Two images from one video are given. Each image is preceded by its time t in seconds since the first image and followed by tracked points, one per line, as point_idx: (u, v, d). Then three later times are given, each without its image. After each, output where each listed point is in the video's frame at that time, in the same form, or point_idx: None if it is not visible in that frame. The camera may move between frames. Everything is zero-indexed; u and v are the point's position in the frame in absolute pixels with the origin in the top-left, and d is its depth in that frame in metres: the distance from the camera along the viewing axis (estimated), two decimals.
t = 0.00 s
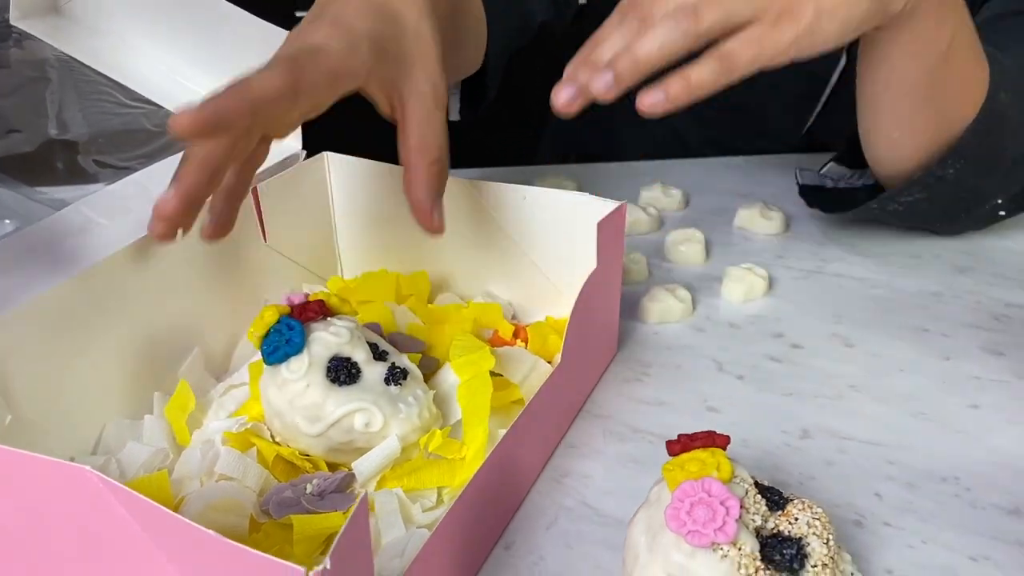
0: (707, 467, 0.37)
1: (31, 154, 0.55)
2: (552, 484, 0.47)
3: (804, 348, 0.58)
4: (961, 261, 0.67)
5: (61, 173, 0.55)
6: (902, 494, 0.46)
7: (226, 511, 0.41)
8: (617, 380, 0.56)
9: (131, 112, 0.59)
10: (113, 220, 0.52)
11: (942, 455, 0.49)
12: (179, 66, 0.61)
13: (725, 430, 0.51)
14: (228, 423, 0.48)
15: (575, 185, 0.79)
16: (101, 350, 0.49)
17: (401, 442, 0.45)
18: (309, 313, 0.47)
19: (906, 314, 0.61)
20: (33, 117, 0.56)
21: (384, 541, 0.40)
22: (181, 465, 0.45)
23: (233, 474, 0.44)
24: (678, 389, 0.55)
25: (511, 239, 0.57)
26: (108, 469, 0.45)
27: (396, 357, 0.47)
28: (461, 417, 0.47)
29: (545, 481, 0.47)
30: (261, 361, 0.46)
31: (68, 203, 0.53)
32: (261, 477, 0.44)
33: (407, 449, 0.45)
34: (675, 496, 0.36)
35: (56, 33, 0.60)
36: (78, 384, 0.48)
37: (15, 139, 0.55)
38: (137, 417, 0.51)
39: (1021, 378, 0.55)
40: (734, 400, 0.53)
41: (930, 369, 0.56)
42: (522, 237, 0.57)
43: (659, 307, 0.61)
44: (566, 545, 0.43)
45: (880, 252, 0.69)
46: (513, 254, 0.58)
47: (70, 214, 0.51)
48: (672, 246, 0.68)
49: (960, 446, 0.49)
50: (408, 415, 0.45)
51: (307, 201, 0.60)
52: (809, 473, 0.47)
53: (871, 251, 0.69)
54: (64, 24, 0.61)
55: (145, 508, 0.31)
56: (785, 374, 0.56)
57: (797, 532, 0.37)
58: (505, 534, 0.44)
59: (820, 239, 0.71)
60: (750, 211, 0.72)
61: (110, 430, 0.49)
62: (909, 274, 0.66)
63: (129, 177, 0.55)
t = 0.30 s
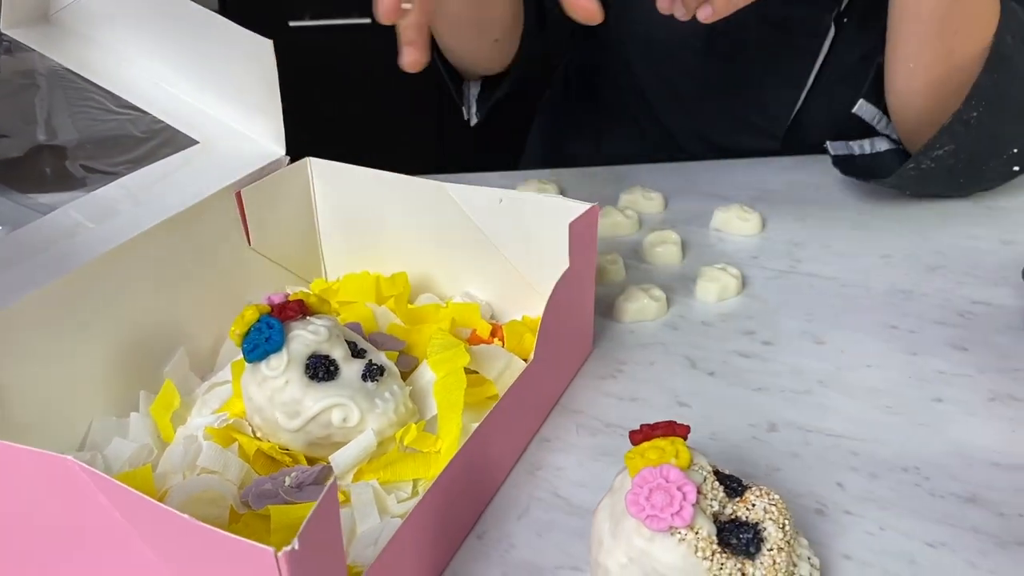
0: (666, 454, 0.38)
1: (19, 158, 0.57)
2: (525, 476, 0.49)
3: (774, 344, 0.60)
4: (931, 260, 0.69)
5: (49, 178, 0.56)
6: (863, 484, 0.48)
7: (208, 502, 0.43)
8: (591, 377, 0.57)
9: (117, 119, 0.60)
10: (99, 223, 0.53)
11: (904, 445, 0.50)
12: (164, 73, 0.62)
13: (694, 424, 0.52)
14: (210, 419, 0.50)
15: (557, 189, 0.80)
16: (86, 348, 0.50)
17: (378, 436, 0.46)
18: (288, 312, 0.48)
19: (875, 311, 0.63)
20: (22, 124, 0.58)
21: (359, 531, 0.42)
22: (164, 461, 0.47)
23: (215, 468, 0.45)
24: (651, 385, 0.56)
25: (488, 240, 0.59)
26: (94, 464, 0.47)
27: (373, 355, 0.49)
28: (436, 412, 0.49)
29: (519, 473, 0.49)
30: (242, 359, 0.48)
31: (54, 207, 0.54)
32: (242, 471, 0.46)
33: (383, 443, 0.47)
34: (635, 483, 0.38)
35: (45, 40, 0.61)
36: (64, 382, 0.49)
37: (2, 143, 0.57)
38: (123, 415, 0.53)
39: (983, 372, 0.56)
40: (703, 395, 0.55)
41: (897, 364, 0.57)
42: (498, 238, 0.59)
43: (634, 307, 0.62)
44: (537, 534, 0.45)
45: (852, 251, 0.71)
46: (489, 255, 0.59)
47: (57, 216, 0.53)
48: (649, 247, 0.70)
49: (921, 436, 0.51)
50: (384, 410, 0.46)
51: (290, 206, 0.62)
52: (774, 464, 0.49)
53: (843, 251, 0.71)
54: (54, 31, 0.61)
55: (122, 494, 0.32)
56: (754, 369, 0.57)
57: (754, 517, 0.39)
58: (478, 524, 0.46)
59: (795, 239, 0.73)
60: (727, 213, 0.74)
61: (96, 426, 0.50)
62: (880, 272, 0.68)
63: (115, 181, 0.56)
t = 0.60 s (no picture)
0: (612, 460, 0.40)
1: None
2: (486, 482, 0.50)
3: (735, 353, 0.61)
4: (893, 270, 0.71)
5: (26, 195, 0.58)
6: (814, 488, 0.49)
7: (175, 511, 0.44)
8: (556, 387, 0.59)
9: (95, 136, 0.61)
10: (73, 239, 0.55)
11: (855, 449, 0.52)
12: (140, 91, 0.63)
13: (653, 432, 0.54)
14: (180, 430, 0.51)
15: (531, 202, 0.82)
16: (59, 361, 0.52)
17: (341, 446, 0.48)
18: (256, 325, 0.50)
19: (835, 320, 0.64)
20: None
21: (321, 537, 0.43)
22: (134, 470, 0.48)
23: (182, 477, 0.47)
24: (613, 394, 0.58)
25: (456, 253, 0.60)
26: (66, 474, 0.48)
27: (339, 366, 0.50)
28: (399, 422, 0.51)
29: (480, 480, 0.50)
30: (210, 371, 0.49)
31: (31, 222, 0.56)
32: (209, 479, 0.47)
33: (346, 452, 0.48)
34: (581, 488, 0.39)
35: (24, 57, 0.60)
36: (37, 394, 0.51)
37: None
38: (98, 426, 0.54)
39: (936, 379, 0.58)
40: (663, 403, 0.57)
41: (853, 372, 0.59)
42: (465, 250, 0.60)
43: (600, 316, 0.64)
44: (494, 539, 0.46)
45: (816, 262, 0.72)
46: (457, 268, 0.61)
47: (32, 233, 0.55)
48: (618, 258, 0.72)
49: (873, 442, 0.52)
50: (347, 419, 0.48)
51: (264, 221, 0.63)
52: (728, 470, 0.50)
53: (807, 261, 0.72)
54: (35, 49, 0.61)
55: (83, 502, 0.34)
56: (714, 378, 0.59)
57: (698, 520, 0.40)
58: (438, 530, 0.47)
59: (761, 250, 0.75)
60: (695, 224, 0.76)
61: (70, 437, 0.52)
62: (842, 282, 0.69)
63: (91, 198, 0.58)
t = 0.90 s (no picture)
0: (554, 471, 0.41)
1: None
2: (442, 493, 0.51)
3: (692, 365, 0.63)
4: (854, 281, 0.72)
5: None
6: (762, 496, 0.50)
7: (132, 522, 0.45)
8: (517, 398, 0.60)
9: (63, 155, 0.63)
10: (38, 255, 0.57)
11: (803, 459, 0.53)
12: (108, 107, 0.63)
13: (609, 442, 0.55)
14: (142, 442, 0.52)
15: (502, 214, 0.84)
16: (24, 377, 0.53)
17: (298, 459, 0.49)
18: (216, 340, 0.51)
19: (791, 331, 0.66)
20: None
21: (275, 547, 0.44)
22: (95, 483, 0.49)
23: (141, 489, 0.48)
24: (572, 405, 0.59)
25: (418, 267, 0.62)
26: (29, 488, 0.49)
27: (298, 380, 0.52)
28: (357, 434, 0.52)
29: (437, 490, 0.51)
30: (171, 385, 0.51)
31: None
32: (168, 491, 0.48)
33: (304, 464, 0.49)
34: (523, 498, 0.40)
35: None
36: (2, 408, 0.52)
37: None
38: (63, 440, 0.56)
39: (889, 389, 0.59)
40: (620, 414, 0.58)
41: (806, 383, 0.60)
42: (427, 264, 0.61)
43: (562, 328, 0.65)
44: (447, 548, 0.47)
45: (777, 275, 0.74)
46: (420, 282, 0.62)
47: None
48: (582, 271, 0.73)
49: (822, 451, 0.54)
50: (304, 432, 0.49)
51: (231, 238, 0.65)
52: (678, 479, 0.52)
53: (769, 274, 0.74)
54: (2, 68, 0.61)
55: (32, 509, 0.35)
56: (671, 389, 0.60)
57: (639, 529, 0.41)
58: (393, 540, 0.48)
59: (724, 263, 0.76)
60: (660, 237, 0.78)
61: (34, 451, 0.53)
62: (802, 294, 0.71)
63: (56, 217, 0.60)
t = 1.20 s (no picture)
0: (496, 475, 0.42)
1: None
2: (396, 499, 0.52)
3: (649, 370, 0.64)
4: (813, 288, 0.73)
5: None
6: (709, 500, 0.51)
7: (86, 530, 0.46)
8: (475, 405, 0.61)
9: (28, 169, 0.64)
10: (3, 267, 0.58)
11: (752, 462, 0.54)
12: (72, 121, 0.65)
13: (563, 447, 0.56)
14: (100, 451, 0.53)
15: (471, 224, 0.85)
16: None
17: (252, 466, 0.50)
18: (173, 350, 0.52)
19: (748, 337, 0.67)
20: None
21: (226, 552, 0.45)
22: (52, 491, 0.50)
23: (97, 497, 0.48)
24: (529, 410, 0.60)
25: (378, 275, 0.63)
26: None
27: (253, 389, 0.53)
28: (312, 442, 0.53)
29: (390, 496, 0.52)
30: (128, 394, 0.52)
31: None
32: (124, 498, 0.49)
33: (258, 471, 0.50)
34: (464, 502, 0.41)
35: None
36: None
37: None
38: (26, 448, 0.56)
39: (841, 393, 0.60)
40: (576, 419, 0.59)
41: (760, 388, 0.61)
42: (386, 271, 0.62)
43: (522, 336, 0.66)
44: (398, 553, 0.48)
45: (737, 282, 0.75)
46: (380, 290, 0.63)
47: None
48: (547, 279, 0.74)
49: (770, 454, 0.55)
50: (258, 440, 0.50)
51: (195, 249, 0.66)
52: (628, 483, 0.53)
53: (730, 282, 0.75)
54: None
55: None
56: (628, 394, 0.61)
57: (579, 531, 0.42)
58: (345, 546, 0.49)
59: (687, 271, 0.78)
60: (624, 245, 0.79)
61: None
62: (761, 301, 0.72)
63: (19, 230, 0.61)
